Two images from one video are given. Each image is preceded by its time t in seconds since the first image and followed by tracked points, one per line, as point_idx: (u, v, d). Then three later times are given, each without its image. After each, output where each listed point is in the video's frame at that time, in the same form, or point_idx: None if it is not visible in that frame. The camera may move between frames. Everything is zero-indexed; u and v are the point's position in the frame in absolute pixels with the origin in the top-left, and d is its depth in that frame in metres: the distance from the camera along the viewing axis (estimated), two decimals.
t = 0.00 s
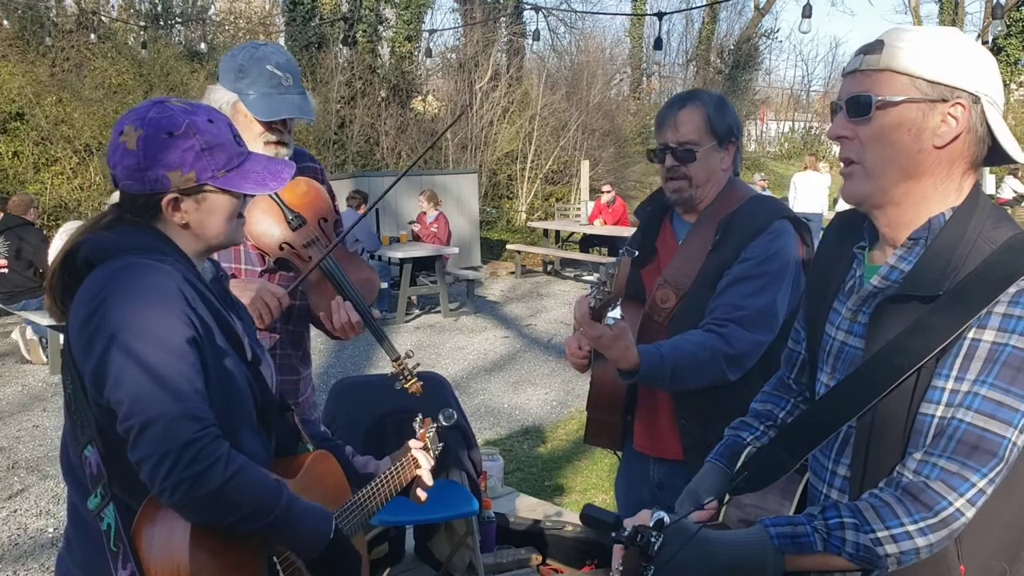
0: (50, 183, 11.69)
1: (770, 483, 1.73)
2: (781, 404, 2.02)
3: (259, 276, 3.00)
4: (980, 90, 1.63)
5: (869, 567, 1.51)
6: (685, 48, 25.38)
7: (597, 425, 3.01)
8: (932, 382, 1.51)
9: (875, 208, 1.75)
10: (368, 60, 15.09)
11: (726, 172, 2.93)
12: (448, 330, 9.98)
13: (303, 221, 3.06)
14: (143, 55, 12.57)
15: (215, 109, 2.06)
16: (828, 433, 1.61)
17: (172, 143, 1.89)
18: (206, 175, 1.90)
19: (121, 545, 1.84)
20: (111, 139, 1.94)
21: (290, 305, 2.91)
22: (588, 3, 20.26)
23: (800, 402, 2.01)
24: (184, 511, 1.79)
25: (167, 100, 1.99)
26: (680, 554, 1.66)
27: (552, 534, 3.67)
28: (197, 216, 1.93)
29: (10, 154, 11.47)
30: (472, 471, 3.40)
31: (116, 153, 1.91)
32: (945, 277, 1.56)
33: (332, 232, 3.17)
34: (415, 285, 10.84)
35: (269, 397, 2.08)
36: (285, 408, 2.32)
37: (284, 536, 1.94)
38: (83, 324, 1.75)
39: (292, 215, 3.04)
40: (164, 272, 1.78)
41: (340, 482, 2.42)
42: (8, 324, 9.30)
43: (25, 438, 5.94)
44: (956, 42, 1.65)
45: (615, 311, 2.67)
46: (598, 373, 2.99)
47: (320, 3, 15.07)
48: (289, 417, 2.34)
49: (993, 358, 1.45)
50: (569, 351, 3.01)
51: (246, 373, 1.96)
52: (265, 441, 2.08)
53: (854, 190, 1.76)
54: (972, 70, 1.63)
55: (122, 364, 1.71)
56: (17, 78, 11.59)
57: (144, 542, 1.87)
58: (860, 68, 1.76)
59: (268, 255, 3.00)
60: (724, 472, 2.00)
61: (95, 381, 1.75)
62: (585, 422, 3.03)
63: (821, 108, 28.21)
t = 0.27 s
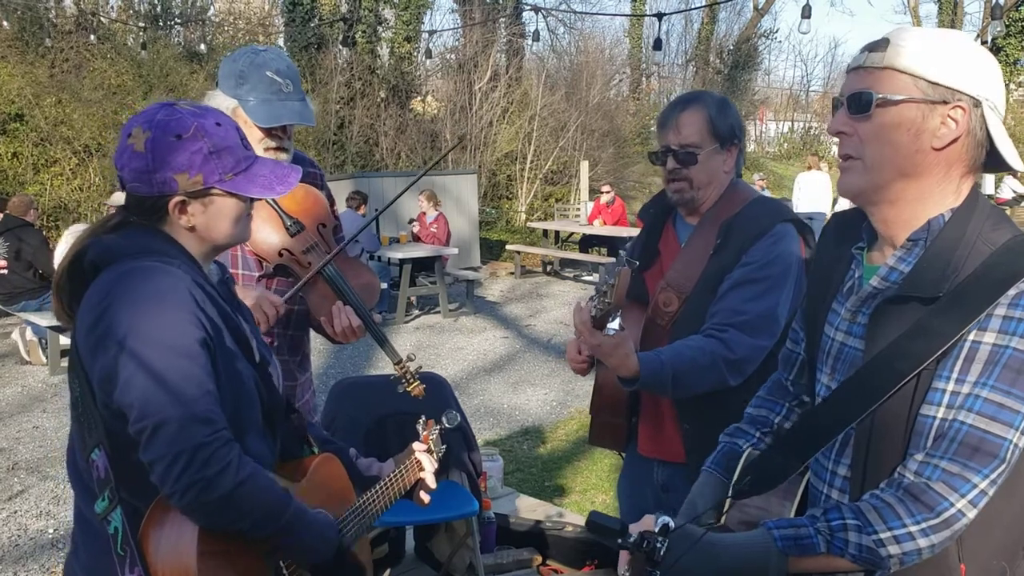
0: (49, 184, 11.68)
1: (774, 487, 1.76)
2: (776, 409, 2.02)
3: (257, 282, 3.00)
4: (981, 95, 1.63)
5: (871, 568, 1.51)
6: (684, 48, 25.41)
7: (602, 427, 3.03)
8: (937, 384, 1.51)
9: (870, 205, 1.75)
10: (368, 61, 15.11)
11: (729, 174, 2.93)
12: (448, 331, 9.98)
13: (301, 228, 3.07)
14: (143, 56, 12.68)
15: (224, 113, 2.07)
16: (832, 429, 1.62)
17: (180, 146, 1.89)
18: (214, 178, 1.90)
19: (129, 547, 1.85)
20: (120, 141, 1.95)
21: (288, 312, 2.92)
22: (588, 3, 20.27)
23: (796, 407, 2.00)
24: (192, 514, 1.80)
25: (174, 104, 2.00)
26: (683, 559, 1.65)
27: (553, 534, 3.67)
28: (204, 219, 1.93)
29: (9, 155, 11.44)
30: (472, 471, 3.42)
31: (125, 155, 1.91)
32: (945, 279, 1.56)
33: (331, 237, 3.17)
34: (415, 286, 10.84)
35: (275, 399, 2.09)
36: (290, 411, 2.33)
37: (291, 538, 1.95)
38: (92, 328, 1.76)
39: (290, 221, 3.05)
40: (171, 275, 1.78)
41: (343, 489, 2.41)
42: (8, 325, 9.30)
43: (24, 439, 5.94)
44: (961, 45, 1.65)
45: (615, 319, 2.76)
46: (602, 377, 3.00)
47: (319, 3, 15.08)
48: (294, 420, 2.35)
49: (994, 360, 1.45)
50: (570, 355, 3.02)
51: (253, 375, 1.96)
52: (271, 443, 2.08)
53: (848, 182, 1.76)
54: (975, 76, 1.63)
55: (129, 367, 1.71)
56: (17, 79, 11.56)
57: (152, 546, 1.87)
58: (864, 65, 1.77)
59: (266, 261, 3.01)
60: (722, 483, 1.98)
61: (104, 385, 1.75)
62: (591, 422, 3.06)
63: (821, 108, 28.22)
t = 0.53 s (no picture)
0: (49, 185, 11.68)
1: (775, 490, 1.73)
2: (782, 402, 2.02)
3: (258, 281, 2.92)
4: (980, 96, 1.64)
5: (874, 569, 1.51)
6: (684, 48, 25.43)
7: (605, 426, 3.04)
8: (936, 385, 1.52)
9: (869, 202, 1.76)
10: (368, 60, 15.11)
11: (732, 174, 2.93)
12: (448, 331, 9.99)
13: (303, 226, 3.09)
14: (143, 56, 12.68)
15: (225, 115, 2.07)
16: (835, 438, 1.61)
17: (183, 148, 1.90)
18: (218, 181, 1.90)
19: (140, 550, 1.86)
20: (121, 145, 1.95)
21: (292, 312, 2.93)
22: (587, 3, 20.28)
23: (802, 399, 2.00)
24: (200, 515, 1.80)
25: (176, 107, 2.00)
26: (687, 565, 1.64)
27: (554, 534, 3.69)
28: (207, 222, 1.93)
29: (9, 155, 11.43)
30: (472, 471, 3.43)
31: (127, 158, 1.92)
32: (944, 278, 1.56)
33: (333, 235, 3.18)
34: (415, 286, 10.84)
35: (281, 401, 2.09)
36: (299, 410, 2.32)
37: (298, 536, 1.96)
38: (95, 333, 1.76)
39: (292, 220, 3.08)
40: (174, 277, 1.79)
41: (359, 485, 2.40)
42: (8, 325, 9.30)
43: (25, 439, 5.94)
44: (962, 46, 1.66)
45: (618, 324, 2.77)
46: (604, 378, 3.01)
47: (319, 3, 15.08)
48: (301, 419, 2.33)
49: (992, 360, 1.46)
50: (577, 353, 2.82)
51: (258, 376, 1.97)
52: (279, 444, 2.09)
53: (845, 179, 1.76)
54: (975, 78, 1.64)
55: (134, 369, 1.71)
56: (17, 79, 11.56)
57: (162, 548, 1.87)
58: (865, 62, 1.77)
59: (269, 260, 2.97)
60: (727, 473, 2.00)
61: (108, 389, 1.76)
62: (594, 422, 3.06)
63: (821, 107, 28.23)
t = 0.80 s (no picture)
0: (49, 186, 11.70)
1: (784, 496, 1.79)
2: (781, 397, 2.03)
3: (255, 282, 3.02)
4: (977, 96, 1.64)
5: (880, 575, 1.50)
6: (684, 48, 25.44)
7: (605, 427, 3.04)
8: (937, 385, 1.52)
9: (868, 203, 1.76)
10: (368, 61, 15.11)
11: (735, 176, 2.93)
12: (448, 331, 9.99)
13: (298, 230, 3.05)
14: (143, 57, 12.68)
15: (224, 116, 2.07)
16: (843, 440, 1.63)
17: (182, 150, 1.90)
18: (217, 181, 1.91)
19: (143, 551, 1.86)
20: (120, 146, 1.96)
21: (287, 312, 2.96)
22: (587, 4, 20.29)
23: (800, 394, 2.01)
24: (203, 515, 1.81)
25: (173, 107, 2.01)
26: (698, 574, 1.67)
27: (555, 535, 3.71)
28: (208, 222, 1.94)
29: (10, 156, 11.44)
30: (473, 472, 3.44)
31: (127, 160, 1.92)
32: (946, 279, 1.57)
33: (329, 240, 3.14)
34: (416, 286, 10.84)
35: (283, 401, 2.09)
36: (302, 411, 2.31)
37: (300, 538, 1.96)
38: (98, 334, 1.77)
39: (287, 223, 3.04)
40: (176, 278, 1.79)
41: (358, 485, 2.42)
42: (9, 326, 9.30)
43: (25, 440, 5.95)
44: (959, 48, 1.66)
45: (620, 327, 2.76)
46: (604, 379, 3.01)
47: (319, 5, 15.09)
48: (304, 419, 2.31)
49: (995, 360, 1.46)
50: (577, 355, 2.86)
51: (260, 377, 1.97)
52: (282, 445, 2.09)
53: (842, 182, 1.77)
54: (972, 77, 1.64)
55: (137, 369, 1.72)
56: (17, 81, 11.56)
57: (166, 549, 1.88)
58: (861, 65, 1.78)
59: (265, 263, 3.01)
60: (728, 471, 2.00)
61: (111, 389, 1.76)
62: (595, 423, 3.06)
63: (821, 108, 28.24)
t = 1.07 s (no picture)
0: (49, 187, 11.70)
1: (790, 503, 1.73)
2: (779, 394, 2.03)
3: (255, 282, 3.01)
4: (974, 96, 1.64)
5: None
6: (683, 48, 25.45)
7: (604, 428, 3.04)
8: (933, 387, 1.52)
9: (866, 204, 1.77)
10: (368, 61, 15.11)
11: (730, 176, 2.93)
12: (448, 331, 10.01)
13: (301, 230, 3.06)
14: (142, 58, 12.68)
15: (219, 120, 2.08)
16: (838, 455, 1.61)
17: (177, 153, 1.91)
18: (210, 185, 1.91)
19: (136, 553, 1.86)
20: (114, 150, 1.96)
21: (288, 311, 2.95)
22: (587, 4, 20.31)
23: (799, 391, 2.01)
24: (198, 518, 1.81)
25: (167, 111, 2.01)
26: None
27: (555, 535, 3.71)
28: (201, 225, 1.94)
29: (10, 157, 11.45)
30: (474, 472, 3.44)
31: (120, 163, 1.93)
32: (945, 280, 1.57)
33: (330, 240, 3.16)
34: (416, 286, 10.84)
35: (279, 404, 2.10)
36: (295, 414, 2.32)
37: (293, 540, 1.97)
38: (92, 336, 1.77)
39: (290, 222, 3.04)
40: (172, 281, 1.79)
41: (353, 488, 2.42)
42: (9, 327, 9.30)
43: (26, 441, 5.95)
44: (958, 48, 1.67)
45: (616, 327, 2.79)
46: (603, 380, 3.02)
47: (319, 5, 15.07)
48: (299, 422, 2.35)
49: (994, 363, 1.46)
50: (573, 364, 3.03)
51: (256, 378, 1.98)
52: (276, 446, 2.09)
53: (839, 182, 1.77)
54: (968, 78, 1.64)
55: (133, 370, 1.72)
56: (17, 82, 11.57)
57: (159, 551, 1.89)
58: (863, 63, 1.78)
59: (266, 262, 3.01)
60: (726, 467, 2.04)
61: (105, 392, 1.77)
62: (594, 425, 3.06)
63: (821, 107, 28.25)
